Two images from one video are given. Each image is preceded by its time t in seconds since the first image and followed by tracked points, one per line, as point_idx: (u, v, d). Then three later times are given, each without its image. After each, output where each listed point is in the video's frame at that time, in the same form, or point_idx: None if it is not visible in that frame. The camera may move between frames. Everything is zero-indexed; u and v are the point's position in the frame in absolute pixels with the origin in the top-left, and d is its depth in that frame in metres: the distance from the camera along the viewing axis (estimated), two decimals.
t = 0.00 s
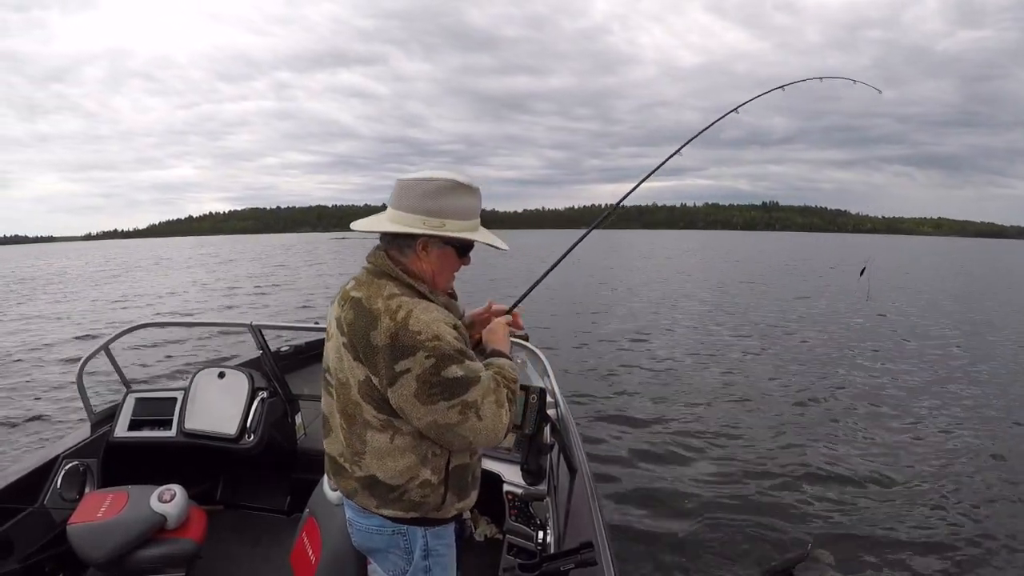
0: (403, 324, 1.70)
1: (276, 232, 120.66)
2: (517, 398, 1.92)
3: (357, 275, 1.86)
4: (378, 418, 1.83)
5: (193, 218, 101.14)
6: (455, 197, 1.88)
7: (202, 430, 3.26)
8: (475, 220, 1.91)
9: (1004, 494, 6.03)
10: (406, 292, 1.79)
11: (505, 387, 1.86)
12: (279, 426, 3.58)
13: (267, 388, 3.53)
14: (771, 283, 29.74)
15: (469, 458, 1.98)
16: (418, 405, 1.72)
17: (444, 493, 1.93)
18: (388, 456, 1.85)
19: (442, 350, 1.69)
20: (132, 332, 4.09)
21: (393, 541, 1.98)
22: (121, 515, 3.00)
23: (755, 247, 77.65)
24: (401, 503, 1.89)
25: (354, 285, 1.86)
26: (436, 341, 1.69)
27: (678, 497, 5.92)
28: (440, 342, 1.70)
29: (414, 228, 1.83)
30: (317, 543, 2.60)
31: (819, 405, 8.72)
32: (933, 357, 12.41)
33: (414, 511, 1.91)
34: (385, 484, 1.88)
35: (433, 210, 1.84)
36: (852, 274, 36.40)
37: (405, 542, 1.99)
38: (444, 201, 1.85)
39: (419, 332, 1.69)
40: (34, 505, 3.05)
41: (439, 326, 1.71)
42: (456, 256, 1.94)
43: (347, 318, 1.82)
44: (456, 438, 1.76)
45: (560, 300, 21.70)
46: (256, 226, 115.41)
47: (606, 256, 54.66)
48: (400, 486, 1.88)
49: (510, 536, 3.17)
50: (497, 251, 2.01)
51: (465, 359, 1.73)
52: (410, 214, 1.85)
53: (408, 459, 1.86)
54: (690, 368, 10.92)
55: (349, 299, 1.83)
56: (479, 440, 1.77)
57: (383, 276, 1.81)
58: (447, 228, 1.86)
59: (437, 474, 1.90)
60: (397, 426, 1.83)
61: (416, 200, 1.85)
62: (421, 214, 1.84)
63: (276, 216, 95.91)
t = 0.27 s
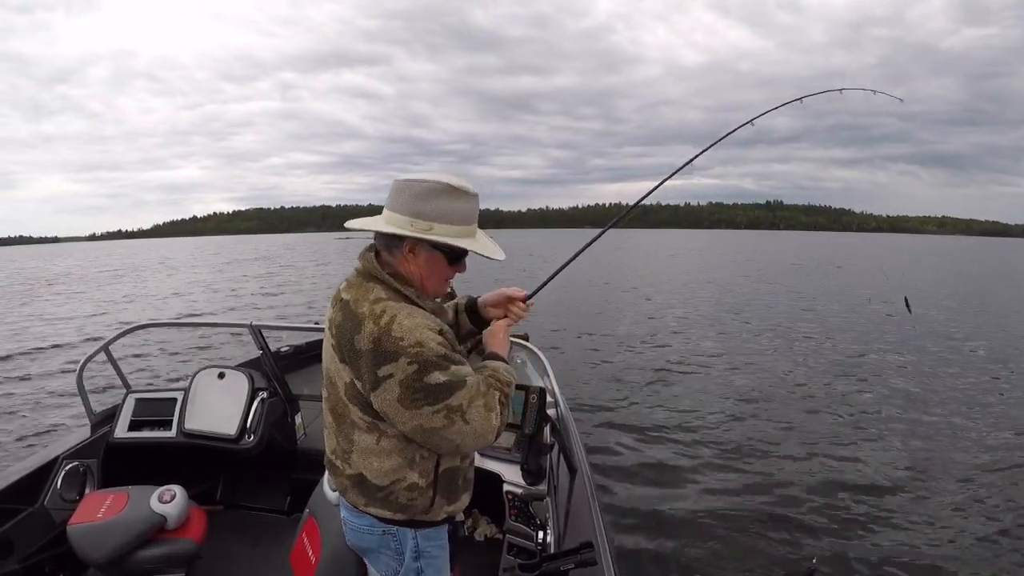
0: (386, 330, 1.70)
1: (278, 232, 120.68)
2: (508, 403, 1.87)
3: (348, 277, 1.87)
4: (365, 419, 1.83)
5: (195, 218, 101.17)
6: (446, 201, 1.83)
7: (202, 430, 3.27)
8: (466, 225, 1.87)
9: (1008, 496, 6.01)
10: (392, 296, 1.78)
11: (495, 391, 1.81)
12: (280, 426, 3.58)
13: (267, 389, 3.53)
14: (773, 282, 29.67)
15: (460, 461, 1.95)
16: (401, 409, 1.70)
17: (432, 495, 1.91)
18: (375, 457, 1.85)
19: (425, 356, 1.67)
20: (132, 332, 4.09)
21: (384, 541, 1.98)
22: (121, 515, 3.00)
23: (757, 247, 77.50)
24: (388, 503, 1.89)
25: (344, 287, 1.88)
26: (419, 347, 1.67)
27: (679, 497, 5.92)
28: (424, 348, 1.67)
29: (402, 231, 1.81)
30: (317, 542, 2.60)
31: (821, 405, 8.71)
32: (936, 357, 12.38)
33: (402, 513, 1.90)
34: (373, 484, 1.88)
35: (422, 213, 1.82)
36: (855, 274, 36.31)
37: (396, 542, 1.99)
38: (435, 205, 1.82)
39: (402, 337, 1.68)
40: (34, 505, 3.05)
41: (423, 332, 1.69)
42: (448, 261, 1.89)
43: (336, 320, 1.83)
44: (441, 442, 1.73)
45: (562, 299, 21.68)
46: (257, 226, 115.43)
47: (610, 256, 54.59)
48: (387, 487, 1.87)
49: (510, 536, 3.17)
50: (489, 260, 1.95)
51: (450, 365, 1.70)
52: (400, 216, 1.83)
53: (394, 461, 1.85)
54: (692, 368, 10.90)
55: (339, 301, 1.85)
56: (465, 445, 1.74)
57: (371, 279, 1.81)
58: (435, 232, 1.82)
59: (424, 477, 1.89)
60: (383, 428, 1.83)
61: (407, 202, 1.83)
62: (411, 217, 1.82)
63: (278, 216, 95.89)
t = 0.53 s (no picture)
0: (365, 337, 1.69)
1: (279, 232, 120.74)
2: (485, 437, 1.78)
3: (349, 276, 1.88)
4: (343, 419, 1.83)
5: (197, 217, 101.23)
6: (450, 212, 1.76)
7: (202, 430, 3.26)
8: (466, 242, 1.78)
9: (1011, 494, 5.99)
10: (380, 303, 1.76)
11: (471, 422, 1.73)
12: (279, 426, 3.58)
13: (267, 388, 3.53)
14: (774, 283, 29.63)
15: (435, 484, 1.89)
16: (371, 418, 1.68)
17: (402, 512, 1.86)
18: (349, 459, 1.84)
19: (398, 370, 1.65)
20: (131, 332, 4.07)
21: (366, 541, 1.97)
22: (121, 515, 3.00)
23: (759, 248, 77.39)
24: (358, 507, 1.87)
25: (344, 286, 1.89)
26: (392, 360, 1.65)
27: (680, 496, 5.91)
28: (397, 362, 1.65)
29: (398, 235, 1.77)
30: (317, 542, 2.60)
31: (822, 405, 8.70)
32: (937, 357, 12.37)
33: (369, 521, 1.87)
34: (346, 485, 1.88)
35: (422, 221, 1.76)
36: (856, 274, 36.25)
37: (377, 543, 1.97)
38: (435, 215, 1.75)
39: (378, 346, 1.67)
40: (34, 505, 3.05)
41: (399, 345, 1.67)
42: (442, 279, 1.80)
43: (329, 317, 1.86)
44: (407, 461, 1.69)
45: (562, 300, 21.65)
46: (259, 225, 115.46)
47: (613, 256, 54.43)
48: (359, 492, 1.85)
49: (510, 536, 3.17)
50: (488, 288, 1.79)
51: (423, 384, 1.66)
52: (402, 221, 1.79)
53: (365, 469, 1.82)
54: (693, 368, 10.89)
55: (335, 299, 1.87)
56: (430, 470, 1.68)
57: (365, 283, 1.80)
58: (429, 242, 1.75)
59: (394, 492, 1.84)
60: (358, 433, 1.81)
61: (412, 208, 1.78)
62: (413, 224, 1.77)
63: (280, 216, 95.86)
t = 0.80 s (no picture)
0: (348, 347, 1.57)
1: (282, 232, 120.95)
2: (397, 526, 1.55)
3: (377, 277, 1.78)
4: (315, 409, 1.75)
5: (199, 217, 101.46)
6: (469, 240, 1.59)
7: (202, 429, 3.26)
8: (481, 274, 1.59)
9: (1013, 497, 5.98)
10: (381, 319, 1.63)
11: (389, 499, 1.52)
12: (279, 426, 3.57)
13: (267, 388, 3.53)
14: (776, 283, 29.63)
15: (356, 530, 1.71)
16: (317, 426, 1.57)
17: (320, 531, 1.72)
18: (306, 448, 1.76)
19: (354, 394, 1.51)
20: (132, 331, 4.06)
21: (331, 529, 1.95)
22: (121, 516, 2.99)
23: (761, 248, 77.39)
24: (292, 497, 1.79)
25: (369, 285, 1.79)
26: (356, 381, 1.52)
27: (681, 498, 5.91)
28: (358, 386, 1.51)
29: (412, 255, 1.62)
30: (316, 541, 2.59)
31: (823, 406, 8.70)
32: (939, 358, 12.37)
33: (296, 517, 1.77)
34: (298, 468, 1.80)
35: (440, 243, 1.60)
36: (858, 274, 36.25)
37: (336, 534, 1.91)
38: (454, 239, 1.59)
39: (354, 362, 1.54)
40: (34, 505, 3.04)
41: (370, 372, 1.53)
42: (450, 312, 1.62)
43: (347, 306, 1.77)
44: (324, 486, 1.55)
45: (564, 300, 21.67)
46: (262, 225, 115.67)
47: (613, 256, 54.41)
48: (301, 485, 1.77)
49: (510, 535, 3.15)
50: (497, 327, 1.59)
51: (369, 423, 1.50)
52: (423, 240, 1.65)
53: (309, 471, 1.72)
54: (695, 368, 10.90)
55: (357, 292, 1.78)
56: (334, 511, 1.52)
57: (379, 293, 1.68)
58: (442, 267, 1.59)
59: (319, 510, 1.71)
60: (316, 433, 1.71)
61: (435, 227, 1.63)
62: (431, 245, 1.62)
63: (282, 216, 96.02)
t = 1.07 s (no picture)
0: (379, 410, 1.41)
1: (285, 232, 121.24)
2: None
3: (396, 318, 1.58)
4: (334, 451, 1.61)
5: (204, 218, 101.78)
6: (499, 313, 1.38)
7: (202, 429, 3.26)
8: (510, 351, 1.40)
9: (1015, 495, 5.97)
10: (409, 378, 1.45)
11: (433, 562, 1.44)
12: (279, 426, 3.57)
13: (267, 388, 3.53)
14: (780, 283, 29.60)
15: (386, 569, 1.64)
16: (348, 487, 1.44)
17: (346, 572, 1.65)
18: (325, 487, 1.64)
19: (394, 464, 1.37)
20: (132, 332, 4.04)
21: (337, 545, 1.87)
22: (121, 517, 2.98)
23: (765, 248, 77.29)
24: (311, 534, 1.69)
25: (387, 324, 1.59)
26: (394, 450, 1.38)
27: (682, 496, 5.89)
28: (396, 455, 1.38)
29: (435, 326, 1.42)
30: (315, 541, 2.59)
31: (826, 407, 8.67)
32: (942, 358, 12.33)
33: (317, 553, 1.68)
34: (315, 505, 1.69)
35: (464, 316, 1.40)
36: (862, 275, 36.21)
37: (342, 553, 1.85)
38: (480, 313, 1.38)
39: (388, 428, 1.39)
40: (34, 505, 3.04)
41: (408, 440, 1.39)
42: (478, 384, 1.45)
43: (362, 346, 1.57)
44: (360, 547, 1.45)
45: (567, 300, 21.67)
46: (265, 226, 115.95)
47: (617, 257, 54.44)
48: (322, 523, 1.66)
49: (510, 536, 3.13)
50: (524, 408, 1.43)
51: (411, 493, 1.38)
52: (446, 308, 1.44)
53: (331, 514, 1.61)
54: (697, 368, 10.88)
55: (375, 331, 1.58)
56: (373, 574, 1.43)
57: (404, 344, 1.49)
58: (468, 342, 1.40)
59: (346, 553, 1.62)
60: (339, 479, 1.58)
61: (460, 293, 1.42)
62: (456, 316, 1.41)
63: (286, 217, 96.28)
